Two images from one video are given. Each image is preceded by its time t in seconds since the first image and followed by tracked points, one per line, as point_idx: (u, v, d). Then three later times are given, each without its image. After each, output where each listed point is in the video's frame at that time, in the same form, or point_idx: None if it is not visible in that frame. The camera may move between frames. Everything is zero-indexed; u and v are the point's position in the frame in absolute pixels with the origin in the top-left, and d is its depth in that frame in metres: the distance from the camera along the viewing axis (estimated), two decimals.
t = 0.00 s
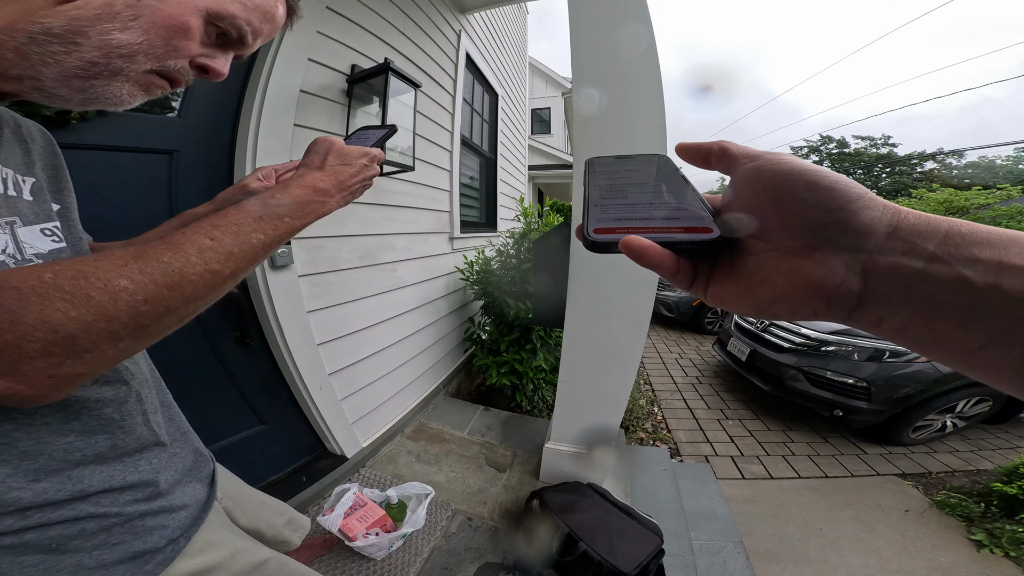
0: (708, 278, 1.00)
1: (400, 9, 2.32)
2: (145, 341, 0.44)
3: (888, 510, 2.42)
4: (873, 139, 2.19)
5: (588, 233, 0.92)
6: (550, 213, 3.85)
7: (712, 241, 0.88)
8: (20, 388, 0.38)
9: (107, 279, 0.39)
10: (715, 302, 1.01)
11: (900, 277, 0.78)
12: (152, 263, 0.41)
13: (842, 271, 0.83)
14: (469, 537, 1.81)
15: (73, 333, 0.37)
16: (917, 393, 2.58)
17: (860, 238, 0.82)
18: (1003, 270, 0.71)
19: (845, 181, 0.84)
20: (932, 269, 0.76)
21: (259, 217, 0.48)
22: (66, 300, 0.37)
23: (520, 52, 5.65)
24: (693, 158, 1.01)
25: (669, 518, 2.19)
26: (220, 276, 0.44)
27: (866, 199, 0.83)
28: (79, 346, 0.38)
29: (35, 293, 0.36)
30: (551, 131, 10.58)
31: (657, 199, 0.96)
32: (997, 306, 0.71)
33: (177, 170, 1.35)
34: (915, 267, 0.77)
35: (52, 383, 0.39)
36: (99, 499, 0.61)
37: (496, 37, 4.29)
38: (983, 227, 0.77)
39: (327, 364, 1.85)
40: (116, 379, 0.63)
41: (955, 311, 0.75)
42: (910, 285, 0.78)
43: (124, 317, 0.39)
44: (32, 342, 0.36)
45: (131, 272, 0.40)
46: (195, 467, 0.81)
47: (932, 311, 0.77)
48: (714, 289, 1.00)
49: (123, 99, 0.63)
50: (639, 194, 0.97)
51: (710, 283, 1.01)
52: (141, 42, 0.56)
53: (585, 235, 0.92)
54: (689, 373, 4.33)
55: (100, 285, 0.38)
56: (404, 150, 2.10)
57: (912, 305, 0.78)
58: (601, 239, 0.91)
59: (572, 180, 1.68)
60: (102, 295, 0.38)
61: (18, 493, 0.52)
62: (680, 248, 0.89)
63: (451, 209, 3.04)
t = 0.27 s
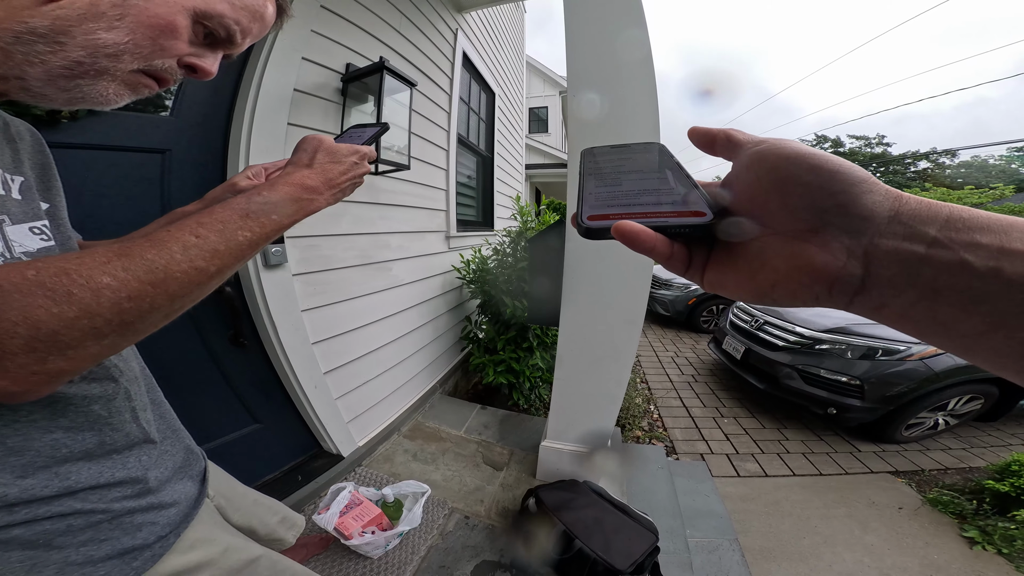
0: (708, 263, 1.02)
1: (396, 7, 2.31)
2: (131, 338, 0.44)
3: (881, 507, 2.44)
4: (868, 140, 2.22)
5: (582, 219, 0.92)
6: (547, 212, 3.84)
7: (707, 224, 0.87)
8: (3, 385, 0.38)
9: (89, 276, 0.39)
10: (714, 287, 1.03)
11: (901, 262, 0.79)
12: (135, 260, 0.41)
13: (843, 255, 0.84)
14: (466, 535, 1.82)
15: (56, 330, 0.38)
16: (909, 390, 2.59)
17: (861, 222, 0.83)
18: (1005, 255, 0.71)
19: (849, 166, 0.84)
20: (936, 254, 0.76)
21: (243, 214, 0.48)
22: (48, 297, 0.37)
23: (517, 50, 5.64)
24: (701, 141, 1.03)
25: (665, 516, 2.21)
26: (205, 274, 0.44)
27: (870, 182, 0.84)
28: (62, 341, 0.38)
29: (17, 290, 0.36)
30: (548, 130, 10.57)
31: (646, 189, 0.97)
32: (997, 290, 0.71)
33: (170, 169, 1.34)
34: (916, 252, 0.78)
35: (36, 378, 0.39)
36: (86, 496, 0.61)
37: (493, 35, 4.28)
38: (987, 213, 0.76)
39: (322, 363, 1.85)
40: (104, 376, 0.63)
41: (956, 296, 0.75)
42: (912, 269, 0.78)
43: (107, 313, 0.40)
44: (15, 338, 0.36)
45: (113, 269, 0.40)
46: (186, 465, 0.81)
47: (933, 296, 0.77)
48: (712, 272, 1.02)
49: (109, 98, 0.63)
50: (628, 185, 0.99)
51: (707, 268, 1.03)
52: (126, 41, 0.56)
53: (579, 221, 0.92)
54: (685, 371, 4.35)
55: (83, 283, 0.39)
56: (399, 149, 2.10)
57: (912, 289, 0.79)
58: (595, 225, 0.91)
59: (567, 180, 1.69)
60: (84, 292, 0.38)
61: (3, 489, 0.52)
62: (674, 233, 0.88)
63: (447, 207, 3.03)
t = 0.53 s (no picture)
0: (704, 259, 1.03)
1: (392, 6, 2.30)
2: (116, 337, 0.44)
3: (877, 505, 2.45)
4: (865, 139, 2.25)
5: (582, 214, 0.92)
6: (544, 211, 3.84)
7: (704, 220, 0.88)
8: None
9: (72, 276, 0.39)
10: (710, 283, 1.03)
11: (893, 256, 0.79)
12: (119, 260, 0.41)
13: (837, 249, 0.84)
14: (464, 535, 1.82)
15: (38, 330, 0.37)
16: (904, 389, 2.60)
17: (855, 217, 0.83)
18: (995, 250, 0.72)
19: (846, 162, 0.84)
20: (927, 248, 0.76)
21: (230, 213, 0.47)
22: (30, 297, 0.37)
23: (515, 50, 5.64)
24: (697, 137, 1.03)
25: (662, 515, 2.21)
26: (192, 273, 0.44)
27: (864, 178, 0.84)
28: (45, 341, 0.38)
29: None
30: (546, 130, 10.57)
31: (644, 185, 0.98)
32: (988, 284, 0.71)
33: (163, 169, 1.34)
34: (908, 247, 0.78)
35: (19, 380, 0.39)
36: (75, 496, 0.61)
37: (491, 35, 4.27)
38: (977, 209, 0.77)
39: (318, 363, 1.85)
40: (94, 376, 0.63)
41: (948, 291, 0.75)
42: (905, 264, 0.78)
43: (91, 312, 0.39)
44: None
45: (97, 269, 0.40)
46: (177, 465, 0.81)
47: (925, 290, 0.77)
48: (708, 268, 1.02)
49: (94, 98, 0.63)
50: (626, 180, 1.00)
51: (704, 262, 1.02)
52: (112, 42, 0.55)
53: (578, 216, 0.92)
54: (683, 370, 4.36)
55: (65, 283, 0.38)
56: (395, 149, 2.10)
57: (906, 284, 0.79)
58: (594, 220, 0.91)
59: (564, 181, 1.68)
60: (67, 292, 0.38)
61: None
62: (672, 228, 0.89)
63: (445, 207, 3.03)
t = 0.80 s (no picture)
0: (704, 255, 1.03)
1: (392, 8, 2.31)
2: (114, 336, 0.44)
3: (877, 506, 2.44)
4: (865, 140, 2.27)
5: (582, 211, 0.93)
6: (544, 212, 3.84)
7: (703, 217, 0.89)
8: None
9: (70, 275, 0.39)
10: (709, 280, 1.03)
11: (892, 252, 0.79)
12: (116, 259, 0.41)
13: (836, 245, 0.84)
14: (463, 536, 1.82)
15: (36, 328, 0.37)
16: (904, 390, 2.60)
17: (853, 214, 0.83)
18: (992, 246, 0.72)
19: (845, 159, 0.84)
20: (925, 245, 0.76)
21: (227, 212, 0.48)
22: (27, 296, 0.37)
23: (515, 51, 5.64)
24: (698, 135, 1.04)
25: (662, 516, 2.21)
26: (189, 272, 0.44)
27: (863, 175, 0.84)
28: (42, 339, 0.38)
29: None
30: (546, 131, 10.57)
31: (645, 181, 1.00)
32: (986, 280, 0.71)
33: (164, 170, 1.34)
34: (906, 243, 0.78)
35: (17, 378, 0.39)
36: (72, 495, 0.61)
37: (490, 35, 4.28)
38: (975, 206, 0.77)
39: (318, 364, 1.85)
40: (92, 375, 0.63)
41: (946, 287, 0.75)
42: (903, 260, 0.78)
43: (89, 311, 0.39)
44: None
45: (94, 269, 0.40)
46: (175, 464, 0.81)
47: (923, 286, 0.77)
48: (708, 265, 1.02)
49: (92, 99, 0.63)
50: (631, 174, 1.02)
51: (704, 259, 1.02)
52: (109, 42, 0.56)
53: (578, 213, 0.93)
54: (683, 371, 4.35)
55: (63, 282, 0.38)
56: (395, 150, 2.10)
57: (904, 280, 0.79)
58: (594, 216, 0.92)
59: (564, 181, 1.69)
60: (65, 291, 0.38)
61: None
62: (671, 225, 0.90)
63: (444, 208, 3.03)
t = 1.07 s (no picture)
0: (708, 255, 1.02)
1: (396, 11, 2.33)
2: (120, 336, 0.44)
3: (884, 510, 2.41)
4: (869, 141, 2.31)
5: (586, 211, 0.93)
6: (547, 214, 3.84)
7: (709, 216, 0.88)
8: None
9: (77, 275, 0.39)
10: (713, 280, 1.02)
11: (899, 252, 0.78)
12: (123, 260, 0.41)
13: (843, 245, 0.83)
14: (464, 538, 1.81)
15: (44, 328, 0.38)
16: (910, 394, 2.57)
17: (860, 214, 0.83)
18: (1000, 245, 0.72)
19: (852, 159, 0.83)
20: (932, 244, 0.76)
21: (232, 213, 0.48)
22: (35, 296, 0.37)
23: (517, 54, 5.67)
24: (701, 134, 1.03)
25: (665, 520, 2.20)
26: (195, 272, 0.44)
27: (869, 174, 0.84)
28: (49, 339, 0.38)
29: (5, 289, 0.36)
30: (549, 133, 10.58)
31: (650, 182, 0.99)
32: (994, 280, 0.71)
33: (172, 172, 1.35)
34: (914, 242, 0.77)
35: (25, 378, 0.39)
36: (76, 495, 0.61)
37: (493, 38, 4.30)
38: (983, 205, 0.76)
39: (322, 365, 1.85)
40: (98, 376, 0.64)
41: (954, 287, 0.75)
42: (911, 260, 0.78)
43: (95, 311, 0.40)
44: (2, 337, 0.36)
45: (101, 269, 0.40)
46: (179, 465, 0.82)
47: (930, 286, 0.77)
48: (712, 265, 1.01)
49: (103, 101, 0.64)
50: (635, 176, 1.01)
51: (709, 259, 1.01)
52: (120, 44, 0.56)
53: (582, 213, 0.92)
54: (687, 374, 4.33)
55: (70, 282, 0.39)
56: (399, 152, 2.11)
57: (911, 279, 0.78)
58: (598, 216, 0.92)
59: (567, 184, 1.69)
60: (72, 291, 0.39)
61: None
62: (676, 224, 0.89)
63: (448, 210, 3.04)
